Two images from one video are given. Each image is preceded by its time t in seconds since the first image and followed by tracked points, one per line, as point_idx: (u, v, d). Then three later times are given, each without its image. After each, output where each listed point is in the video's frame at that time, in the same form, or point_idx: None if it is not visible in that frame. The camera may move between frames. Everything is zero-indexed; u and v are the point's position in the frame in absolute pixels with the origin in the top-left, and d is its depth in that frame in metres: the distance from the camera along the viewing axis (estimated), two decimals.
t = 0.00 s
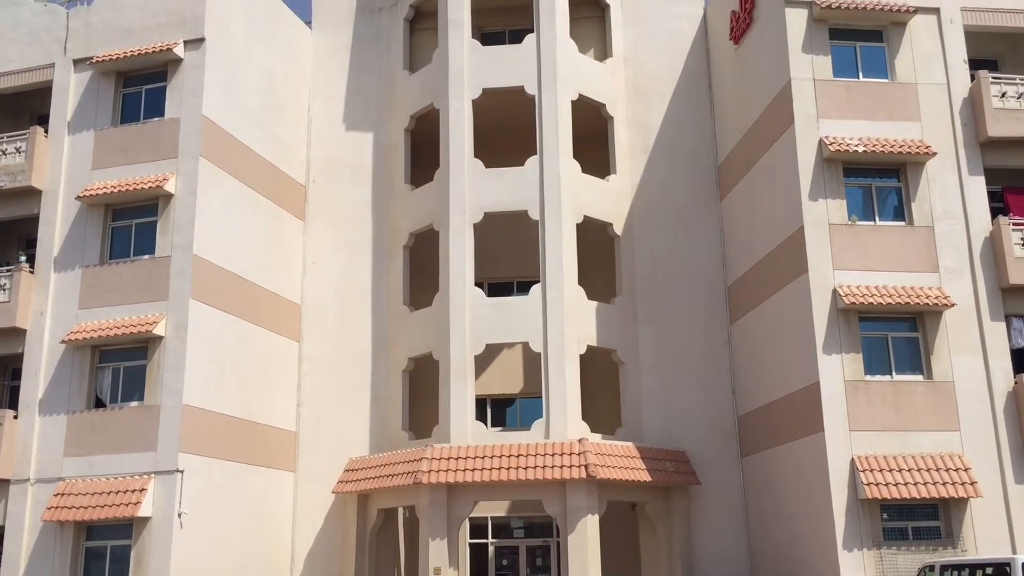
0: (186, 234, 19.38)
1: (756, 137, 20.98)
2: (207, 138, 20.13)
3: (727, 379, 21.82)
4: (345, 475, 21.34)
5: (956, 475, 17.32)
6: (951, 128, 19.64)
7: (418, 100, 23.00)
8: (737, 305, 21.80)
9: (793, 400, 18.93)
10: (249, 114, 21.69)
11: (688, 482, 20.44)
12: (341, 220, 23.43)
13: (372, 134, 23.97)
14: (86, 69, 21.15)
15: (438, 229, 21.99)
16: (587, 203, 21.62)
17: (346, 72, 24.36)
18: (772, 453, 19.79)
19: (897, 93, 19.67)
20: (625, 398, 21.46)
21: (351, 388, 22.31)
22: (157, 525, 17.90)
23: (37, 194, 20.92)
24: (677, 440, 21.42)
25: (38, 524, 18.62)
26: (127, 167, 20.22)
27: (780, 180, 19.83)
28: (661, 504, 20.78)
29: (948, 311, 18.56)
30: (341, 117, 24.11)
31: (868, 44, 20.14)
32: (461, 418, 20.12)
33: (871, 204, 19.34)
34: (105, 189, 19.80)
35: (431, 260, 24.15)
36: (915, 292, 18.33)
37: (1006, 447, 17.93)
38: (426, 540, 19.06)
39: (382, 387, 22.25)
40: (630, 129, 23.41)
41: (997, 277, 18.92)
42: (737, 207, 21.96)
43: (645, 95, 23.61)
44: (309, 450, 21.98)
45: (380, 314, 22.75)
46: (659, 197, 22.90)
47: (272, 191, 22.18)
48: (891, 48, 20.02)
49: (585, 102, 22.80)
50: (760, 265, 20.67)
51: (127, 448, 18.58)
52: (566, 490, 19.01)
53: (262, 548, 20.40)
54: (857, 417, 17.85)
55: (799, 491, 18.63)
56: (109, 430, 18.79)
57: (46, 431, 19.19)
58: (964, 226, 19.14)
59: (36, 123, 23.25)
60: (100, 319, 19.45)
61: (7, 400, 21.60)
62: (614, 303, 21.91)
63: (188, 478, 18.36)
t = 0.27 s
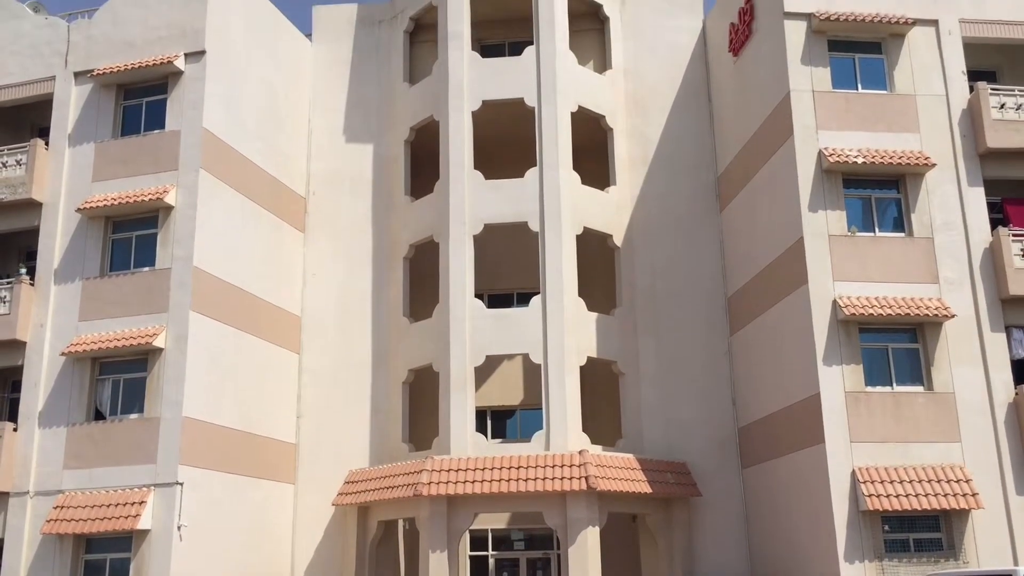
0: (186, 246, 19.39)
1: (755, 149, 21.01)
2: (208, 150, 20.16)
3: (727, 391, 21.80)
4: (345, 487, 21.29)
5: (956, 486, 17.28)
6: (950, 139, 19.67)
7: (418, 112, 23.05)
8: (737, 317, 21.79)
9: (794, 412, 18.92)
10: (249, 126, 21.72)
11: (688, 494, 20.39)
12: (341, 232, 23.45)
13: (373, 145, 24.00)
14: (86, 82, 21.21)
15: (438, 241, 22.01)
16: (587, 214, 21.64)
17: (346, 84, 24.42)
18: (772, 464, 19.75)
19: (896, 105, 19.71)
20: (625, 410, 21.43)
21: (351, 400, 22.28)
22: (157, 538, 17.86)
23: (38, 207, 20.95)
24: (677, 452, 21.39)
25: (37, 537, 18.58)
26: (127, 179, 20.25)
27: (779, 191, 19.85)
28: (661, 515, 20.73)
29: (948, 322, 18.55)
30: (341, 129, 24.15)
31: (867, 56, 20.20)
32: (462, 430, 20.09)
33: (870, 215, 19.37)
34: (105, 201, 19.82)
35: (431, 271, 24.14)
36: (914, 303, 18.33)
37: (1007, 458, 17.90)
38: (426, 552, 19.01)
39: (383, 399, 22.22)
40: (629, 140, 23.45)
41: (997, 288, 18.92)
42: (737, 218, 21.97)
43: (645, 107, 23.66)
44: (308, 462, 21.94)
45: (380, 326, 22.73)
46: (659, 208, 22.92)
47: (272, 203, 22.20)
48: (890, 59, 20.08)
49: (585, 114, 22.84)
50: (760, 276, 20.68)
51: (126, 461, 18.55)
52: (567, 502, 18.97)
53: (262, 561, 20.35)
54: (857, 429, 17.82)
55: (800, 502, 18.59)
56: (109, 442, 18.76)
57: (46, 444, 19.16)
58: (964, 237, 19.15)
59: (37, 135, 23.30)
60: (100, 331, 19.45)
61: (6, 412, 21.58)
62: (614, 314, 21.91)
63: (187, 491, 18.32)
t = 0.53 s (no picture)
0: (187, 257, 19.40)
1: (755, 159, 21.04)
2: (208, 161, 20.19)
3: (728, 402, 21.76)
4: (345, 498, 21.24)
5: (958, 497, 17.23)
6: (950, 149, 19.70)
7: (418, 123, 23.10)
8: (737, 327, 21.78)
9: (795, 422, 18.89)
10: (250, 138, 21.76)
11: (689, 505, 20.33)
12: (341, 242, 23.47)
13: (373, 156, 24.04)
14: (87, 93, 21.27)
15: (438, 252, 22.03)
16: (587, 225, 21.67)
17: (347, 95, 24.48)
18: (773, 475, 19.71)
19: (895, 116, 19.75)
20: (626, 421, 21.40)
21: (352, 411, 22.25)
22: (156, 549, 17.81)
23: (39, 218, 20.98)
24: (678, 463, 21.34)
25: (36, 549, 18.53)
26: (128, 190, 20.27)
27: (779, 202, 19.87)
28: (662, 526, 20.68)
29: (949, 332, 18.54)
30: (342, 140, 24.19)
31: (866, 66, 20.25)
32: (462, 441, 20.06)
33: (870, 226, 19.38)
34: (105, 212, 19.84)
35: (431, 282, 24.14)
36: (915, 313, 18.33)
37: (1009, 469, 17.86)
38: (426, 563, 18.96)
39: (383, 410, 22.19)
40: (629, 151, 23.49)
41: (997, 299, 18.91)
42: (737, 229, 21.98)
43: (644, 118, 23.71)
44: (308, 473, 21.90)
45: (380, 337, 22.71)
46: (659, 219, 22.94)
47: (273, 214, 22.23)
48: (889, 70, 20.13)
49: (585, 124, 22.89)
50: (760, 287, 20.67)
51: (126, 472, 18.51)
52: (567, 513, 18.91)
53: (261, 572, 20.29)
54: (858, 439, 17.79)
55: (801, 513, 18.54)
56: (108, 453, 18.73)
57: (45, 455, 19.13)
58: (964, 247, 19.16)
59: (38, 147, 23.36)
60: (100, 342, 19.44)
61: (6, 424, 21.55)
62: (614, 325, 21.90)
63: (187, 502, 18.28)
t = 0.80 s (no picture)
0: (187, 266, 19.39)
1: (755, 168, 21.07)
2: (208, 170, 20.21)
3: (728, 411, 21.75)
4: (344, 507, 21.20)
5: (959, 506, 17.20)
6: (949, 158, 19.73)
7: (418, 132, 23.13)
8: (737, 336, 21.78)
9: (795, 431, 18.87)
10: (250, 147, 21.79)
11: (690, 514, 20.30)
12: (341, 251, 23.48)
13: (373, 165, 24.06)
14: (88, 103, 21.31)
15: (438, 260, 22.03)
16: (587, 234, 21.68)
17: (347, 104, 24.52)
18: (774, 484, 19.68)
19: (895, 125, 19.79)
20: (626, 430, 21.38)
21: (352, 420, 22.22)
22: (156, 559, 17.77)
23: (39, 227, 20.99)
24: (678, 472, 21.32)
25: (35, 558, 18.49)
26: (128, 199, 20.29)
27: (779, 211, 19.89)
28: (662, 535, 20.64)
29: (949, 341, 18.54)
30: (342, 149, 24.22)
31: (865, 76, 20.29)
32: (462, 450, 20.04)
33: (870, 234, 19.39)
34: (105, 221, 19.85)
35: (431, 290, 24.14)
36: (915, 322, 18.32)
37: (1009, 478, 17.85)
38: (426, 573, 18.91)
39: (383, 419, 22.17)
40: (629, 160, 23.52)
41: (997, 307, 18.92)
42: (736, 238, 22.00)
43: (644, 127, 23.74)
44: (308, 482, 21.87)
45: (380, 346, 22.70)
46: (658, 228, 22.95)
47: (273, 223, 22.24)
48: (888, 80, 20.17)
49: (584, 133, 22.92)
50: (760, 295, 20.68)
51: (125, 481, 18.48)
52: (567, 522, 18.88)
53: None
54: (859, 448, 17.77)
55: (802, 523, 18.50)
56: (108, 463, 18.70)
57: (44, 465, 19.10)
58: (963, 256, 19.17)
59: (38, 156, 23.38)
60: (100, 351, 19.43)
61: (5, 433, 21.53)
62: (614, 334, 21.90)
63: (186, 511, 18.24)
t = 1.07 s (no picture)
0: (187, 276, 19.40)
1: (755, 178, 21.10)
2: (209, 180, 20.24)
3: (729, 420, 21.73)
4: (344, 517, 21.16)
5: (960, 516, 17.17)
6: (949, 168, 19.76)
7: (419, 142, 23.17)
8: (738, 345, 21.77)
9: (796, 441, 18.84)
10: (251, 157, 21.82)
11: (690, 524, 20.26)
12: (341, 260, 23.50)
13: (374, 175, 24.09)
14: (89, 112, 21.35)
15: (438, 270, 22.04)
16: (587, 243, 21.70)
17: (347, 114, 24.57)
18: (775, 494, 19.65)
19: (894, 135, 19.83)
20: (626, 439, 21.36)
21: (352, 429, 22.20)
22: (156, 569, 17.74)
23: (39, 237, 21.00)
24: (678, 481, 21.29)
25: (35, 569, 18.45)
26: (129, 209, 20.31)
27: (779, 220, 19.91)
28: (663, 545, 20.59)
29: (949, 351, 18.53)
30: (343, 159, 24.26)
31: (864, 85, 20.34)
32: (462, 460, 20.02)
33: (870, 244, 19.41)
34: (106, 231, 19.87)
35: (432, 300, 24.14)
36: (915, 332, 18.32)
37: (1010, 488, 17.82)
38: None
39: (383, 429, 22.14)
40: (629, 169, 23.56)
41: (998, 317, 18.91)
42: (737, 247, 22.01)
43: (644, 136, 23.78)
44: (308, 492, 21.84)
45: (380, 355, 22.69)
46: (658, 237, 22.97)
47: (273, 233, 22.26)
48: (888, 90, 20.21)
49: (585, 143, 22.96)
50: (760, 305, 20.68)
51: (125, 491, 18.46)
52: (568, 532, 18.84)
53: None
54: (859, 458, 17.75)
55: (803, 533, 18.47)
56: (107, 473, 18.67)
57: (44, 474, 19.08)
58: (963, 266, 19.18)
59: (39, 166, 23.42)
60: (100, 361, 19.42)
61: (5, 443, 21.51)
62: (614, 343, 21.90)
63: (186, 521, 18.21)
